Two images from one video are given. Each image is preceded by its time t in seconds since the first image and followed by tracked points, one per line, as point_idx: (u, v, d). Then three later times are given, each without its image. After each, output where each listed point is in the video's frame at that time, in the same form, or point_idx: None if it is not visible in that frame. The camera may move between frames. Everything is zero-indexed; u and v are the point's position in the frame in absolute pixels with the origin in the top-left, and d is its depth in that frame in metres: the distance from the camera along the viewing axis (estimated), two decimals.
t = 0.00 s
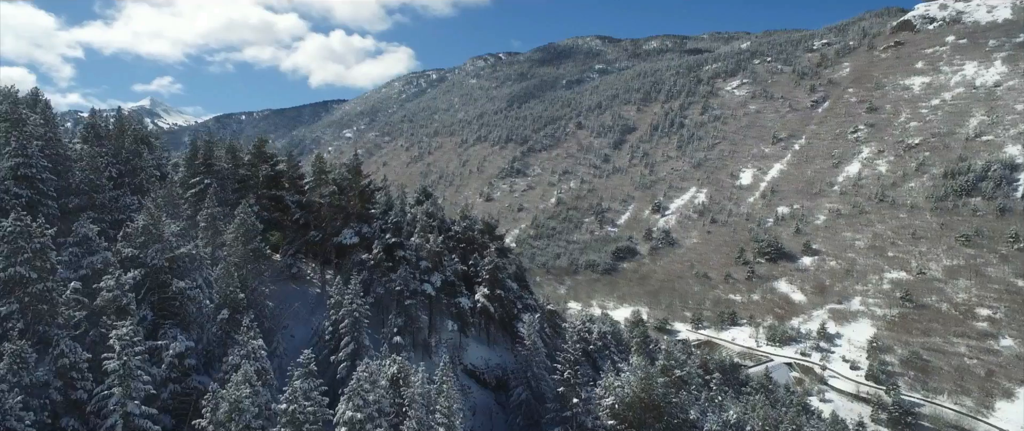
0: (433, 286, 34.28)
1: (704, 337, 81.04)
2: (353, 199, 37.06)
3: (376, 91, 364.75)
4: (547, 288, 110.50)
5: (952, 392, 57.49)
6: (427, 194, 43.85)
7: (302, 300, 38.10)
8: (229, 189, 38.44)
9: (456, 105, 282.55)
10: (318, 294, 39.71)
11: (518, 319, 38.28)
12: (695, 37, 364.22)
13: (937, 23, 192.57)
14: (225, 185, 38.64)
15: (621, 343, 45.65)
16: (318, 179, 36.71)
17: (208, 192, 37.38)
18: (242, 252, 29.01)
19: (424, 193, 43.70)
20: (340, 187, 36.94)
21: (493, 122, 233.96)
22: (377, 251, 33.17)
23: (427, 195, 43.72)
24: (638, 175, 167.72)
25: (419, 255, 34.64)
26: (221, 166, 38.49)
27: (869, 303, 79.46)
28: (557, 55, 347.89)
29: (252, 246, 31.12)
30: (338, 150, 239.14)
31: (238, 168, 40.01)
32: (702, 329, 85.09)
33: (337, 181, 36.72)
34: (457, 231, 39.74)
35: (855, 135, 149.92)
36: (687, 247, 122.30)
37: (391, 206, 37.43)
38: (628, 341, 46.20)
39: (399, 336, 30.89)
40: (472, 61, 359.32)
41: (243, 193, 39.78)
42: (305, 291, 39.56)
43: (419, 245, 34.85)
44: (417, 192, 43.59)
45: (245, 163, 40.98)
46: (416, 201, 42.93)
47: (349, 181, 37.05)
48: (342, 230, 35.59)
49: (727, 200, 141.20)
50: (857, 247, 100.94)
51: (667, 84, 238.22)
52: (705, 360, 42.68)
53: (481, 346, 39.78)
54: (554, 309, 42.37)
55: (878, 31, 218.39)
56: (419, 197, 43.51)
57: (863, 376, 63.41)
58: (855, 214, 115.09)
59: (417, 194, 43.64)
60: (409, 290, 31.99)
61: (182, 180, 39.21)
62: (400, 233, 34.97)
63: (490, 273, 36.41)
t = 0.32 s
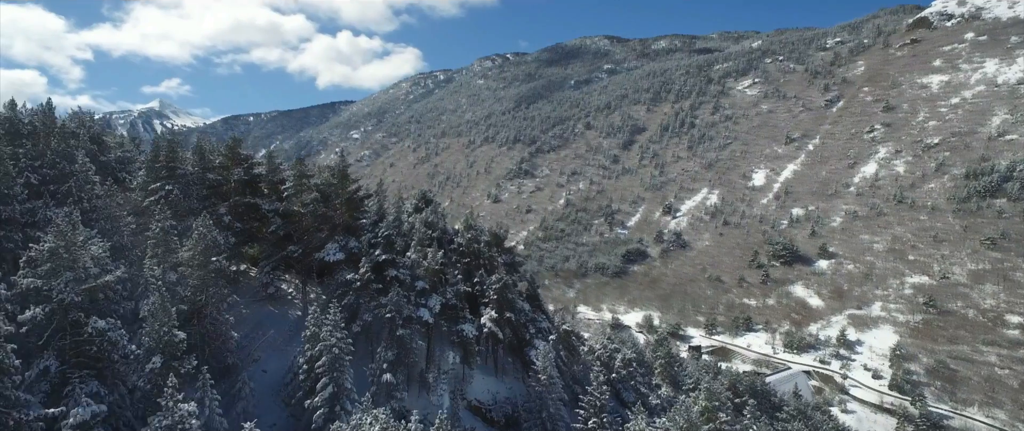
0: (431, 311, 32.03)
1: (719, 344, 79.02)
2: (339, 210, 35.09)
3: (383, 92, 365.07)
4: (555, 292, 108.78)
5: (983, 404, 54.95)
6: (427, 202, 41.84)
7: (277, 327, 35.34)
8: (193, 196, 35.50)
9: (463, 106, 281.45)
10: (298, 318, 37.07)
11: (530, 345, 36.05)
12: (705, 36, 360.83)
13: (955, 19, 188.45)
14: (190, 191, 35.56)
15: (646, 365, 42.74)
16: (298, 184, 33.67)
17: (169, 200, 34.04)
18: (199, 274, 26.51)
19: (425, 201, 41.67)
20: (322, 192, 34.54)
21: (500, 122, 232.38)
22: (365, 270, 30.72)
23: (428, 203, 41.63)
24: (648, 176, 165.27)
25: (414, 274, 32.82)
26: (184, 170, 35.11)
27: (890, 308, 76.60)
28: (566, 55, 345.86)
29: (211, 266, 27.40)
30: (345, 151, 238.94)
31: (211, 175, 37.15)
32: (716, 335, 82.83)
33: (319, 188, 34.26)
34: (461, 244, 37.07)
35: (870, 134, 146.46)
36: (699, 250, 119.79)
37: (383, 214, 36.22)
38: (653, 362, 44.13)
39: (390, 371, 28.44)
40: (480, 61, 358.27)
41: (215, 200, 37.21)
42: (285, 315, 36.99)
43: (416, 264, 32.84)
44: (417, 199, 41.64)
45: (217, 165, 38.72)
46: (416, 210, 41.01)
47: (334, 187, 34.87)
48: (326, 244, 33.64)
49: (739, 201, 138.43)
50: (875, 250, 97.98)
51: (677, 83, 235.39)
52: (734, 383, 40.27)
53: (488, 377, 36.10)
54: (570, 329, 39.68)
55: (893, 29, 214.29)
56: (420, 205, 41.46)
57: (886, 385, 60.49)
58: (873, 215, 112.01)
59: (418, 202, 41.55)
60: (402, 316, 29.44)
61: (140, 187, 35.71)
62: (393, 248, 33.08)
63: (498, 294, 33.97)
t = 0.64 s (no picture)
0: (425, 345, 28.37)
1: (733, 351, 76.79)
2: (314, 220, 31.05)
3: (391, 93, 365.33)
4: (563, 296, 107.02)
5: (1017, 418, 52.18)
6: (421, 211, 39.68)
7: (238, 362, 32.64)
8: (138, 205, 30.78)
9: (471, 106, 280.25)
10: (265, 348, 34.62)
11: (544, 379, 32.20)
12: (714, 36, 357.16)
13: (974, 17, 184.12)
14: (134, 199, 30.75)
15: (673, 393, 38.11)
16: (267, 190, 31.22)
17: (107, 212, 29.42)
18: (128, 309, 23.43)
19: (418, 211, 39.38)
20: (291, 196, 29.96)
21: (508, 123, 230.63)
22: (340, 298, 26.93)
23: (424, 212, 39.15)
24: (658, 177, 162.73)
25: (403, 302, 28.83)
26: (129, 175, 30.26)
27: (913, 315, 73.75)
28: (574, 56, 343.74)
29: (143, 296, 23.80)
30: (353, 153, 238.78)
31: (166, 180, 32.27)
32: (730, 341, 80.72)
33: (292, 193, 29.88)
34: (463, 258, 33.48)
35: (887, 134, 142.88)
36: (711, 253, 117.21)
37: (369, 225, 30.55)
38: (678, 389, 39.91)
39: (370, 421, 25.94)
40: (488, 62, 356.88)
41: (168, 209, 32.99)
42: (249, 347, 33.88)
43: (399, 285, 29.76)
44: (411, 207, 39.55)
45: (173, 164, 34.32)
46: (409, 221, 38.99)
47: (308, 194, 30.19)
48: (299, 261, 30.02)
49: (751, 203, 135.53)
50: (894, 253, 94.99)
51: (687, 83, 232.50)
52: (766, 410, 37.29)
53: (494, 421, 33.94)
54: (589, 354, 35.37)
55: (908, 27, 210.10)
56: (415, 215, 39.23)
57: (911, 396, 57.76)
58: (891, 218, 108.88)
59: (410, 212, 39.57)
60: (385, 354, 25.63)
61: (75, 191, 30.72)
62: (376, 269, 28.20)
63: (504, 321, 30.87)
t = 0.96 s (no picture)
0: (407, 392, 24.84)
1: (748, 357, 74.19)
2: (274, 231, 28.30)
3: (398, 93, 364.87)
4: (573, 298, 105.05)
5: None
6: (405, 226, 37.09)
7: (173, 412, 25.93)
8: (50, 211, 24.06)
9: (478, 106, 278.73)
10: (215, 392, 28.27)
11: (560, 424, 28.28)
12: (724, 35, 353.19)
13: (994, 12, 179.41)
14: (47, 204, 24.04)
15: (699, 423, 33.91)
16: (214, 197, 26.80)
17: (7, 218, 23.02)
18: None
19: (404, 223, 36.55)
20: (242, 204, 26.82)
21: (516, 123, 228.64)
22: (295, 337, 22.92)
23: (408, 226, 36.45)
24: (668, 177, 160.01)
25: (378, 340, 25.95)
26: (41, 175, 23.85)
27: (938, 320, 70.79)
28: (582, 55, 341.00)
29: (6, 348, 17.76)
30: (360, 153, 238.19)
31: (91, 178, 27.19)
32: (745, 347, 78.18)
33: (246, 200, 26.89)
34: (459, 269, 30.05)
35: (905, 133, 139.14)
36: (723, 255, 114.53)
37: (334, 242, 29.68)
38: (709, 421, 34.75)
39: None
40: (496, 61, 354.92)
41: (96, 218, 26.57)
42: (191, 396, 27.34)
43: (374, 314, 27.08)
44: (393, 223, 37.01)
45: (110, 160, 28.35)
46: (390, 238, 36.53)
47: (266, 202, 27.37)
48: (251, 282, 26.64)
49: (764, 203, 132.41)
50: (915, 255, 91.84)
51: (698, 82, 229.27)
52: None
53: None
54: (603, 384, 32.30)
55: (925, 24, 205.57)
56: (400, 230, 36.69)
57: (938, 407, 55.19)
58: (910, 219, 105.60)
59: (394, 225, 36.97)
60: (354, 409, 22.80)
61: None
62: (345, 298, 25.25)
63: (508, 358, 27.01)
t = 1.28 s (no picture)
0: None
1: (766, 363, 71.57)
2: (203, 251, 22.63)
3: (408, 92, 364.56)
4: (583, 301, 103.00)
5: None
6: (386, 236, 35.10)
7: None
8: None
9: (488, 105, 277.09)
10: None
11: None
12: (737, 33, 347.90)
13: (1020, 6, 173.74)
14: None
15: None
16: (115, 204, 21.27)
17: None
18: None
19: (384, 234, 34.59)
20: (157, 213, 21.60)
21: (526, 122, 226.64)
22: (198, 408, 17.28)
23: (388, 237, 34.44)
24: (681, 177, 157.19)
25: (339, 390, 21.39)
26: None
27: (967, 327, 67.72)
28: (593, 54, 337.84)
29: None
30: (370, 153, 238.01)
31: None
32: (762, 352, 75.51)
33: (162, 212, 21.44)
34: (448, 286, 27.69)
35: (926, 131, 134.90)
36: (738, 256, 111.80)
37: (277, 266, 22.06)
38: None
39: None
40: (505, 60, 352.67)
41: None
42: None
43: (322, 364, 21.35)
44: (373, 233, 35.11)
45: None
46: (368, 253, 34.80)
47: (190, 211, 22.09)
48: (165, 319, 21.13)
49: (780, 204, 129.11)
50: (940, 258, 88.51)
51: (711, 80, 225.50)
52: None
53: None
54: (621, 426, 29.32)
55: (946, 19, 199.97)
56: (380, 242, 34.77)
57: (971, 419, 52.26)
58: (934, 219, 102.09)
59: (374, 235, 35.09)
60: None
61: None
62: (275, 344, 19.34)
63: (511, 409, 23.05)
